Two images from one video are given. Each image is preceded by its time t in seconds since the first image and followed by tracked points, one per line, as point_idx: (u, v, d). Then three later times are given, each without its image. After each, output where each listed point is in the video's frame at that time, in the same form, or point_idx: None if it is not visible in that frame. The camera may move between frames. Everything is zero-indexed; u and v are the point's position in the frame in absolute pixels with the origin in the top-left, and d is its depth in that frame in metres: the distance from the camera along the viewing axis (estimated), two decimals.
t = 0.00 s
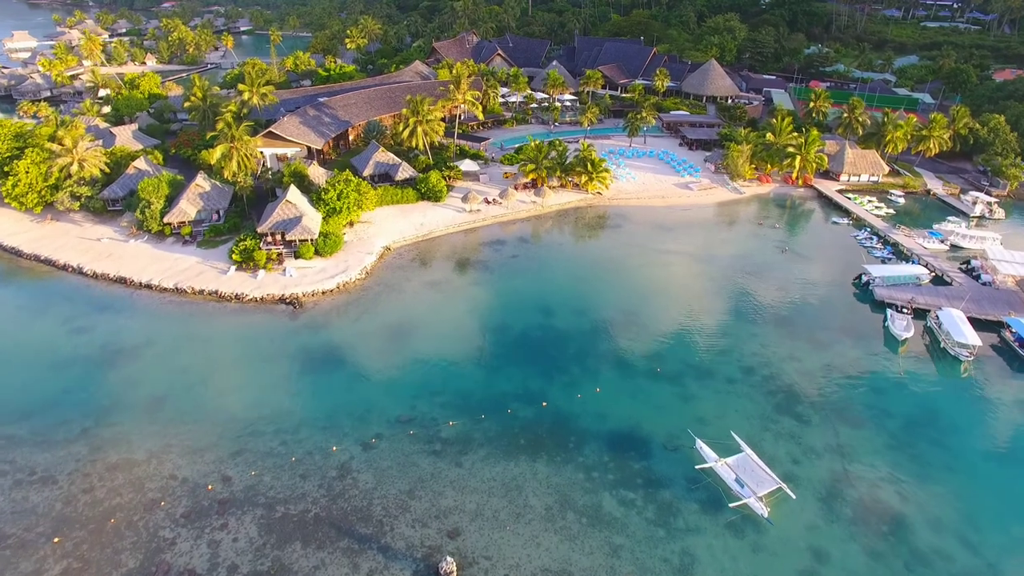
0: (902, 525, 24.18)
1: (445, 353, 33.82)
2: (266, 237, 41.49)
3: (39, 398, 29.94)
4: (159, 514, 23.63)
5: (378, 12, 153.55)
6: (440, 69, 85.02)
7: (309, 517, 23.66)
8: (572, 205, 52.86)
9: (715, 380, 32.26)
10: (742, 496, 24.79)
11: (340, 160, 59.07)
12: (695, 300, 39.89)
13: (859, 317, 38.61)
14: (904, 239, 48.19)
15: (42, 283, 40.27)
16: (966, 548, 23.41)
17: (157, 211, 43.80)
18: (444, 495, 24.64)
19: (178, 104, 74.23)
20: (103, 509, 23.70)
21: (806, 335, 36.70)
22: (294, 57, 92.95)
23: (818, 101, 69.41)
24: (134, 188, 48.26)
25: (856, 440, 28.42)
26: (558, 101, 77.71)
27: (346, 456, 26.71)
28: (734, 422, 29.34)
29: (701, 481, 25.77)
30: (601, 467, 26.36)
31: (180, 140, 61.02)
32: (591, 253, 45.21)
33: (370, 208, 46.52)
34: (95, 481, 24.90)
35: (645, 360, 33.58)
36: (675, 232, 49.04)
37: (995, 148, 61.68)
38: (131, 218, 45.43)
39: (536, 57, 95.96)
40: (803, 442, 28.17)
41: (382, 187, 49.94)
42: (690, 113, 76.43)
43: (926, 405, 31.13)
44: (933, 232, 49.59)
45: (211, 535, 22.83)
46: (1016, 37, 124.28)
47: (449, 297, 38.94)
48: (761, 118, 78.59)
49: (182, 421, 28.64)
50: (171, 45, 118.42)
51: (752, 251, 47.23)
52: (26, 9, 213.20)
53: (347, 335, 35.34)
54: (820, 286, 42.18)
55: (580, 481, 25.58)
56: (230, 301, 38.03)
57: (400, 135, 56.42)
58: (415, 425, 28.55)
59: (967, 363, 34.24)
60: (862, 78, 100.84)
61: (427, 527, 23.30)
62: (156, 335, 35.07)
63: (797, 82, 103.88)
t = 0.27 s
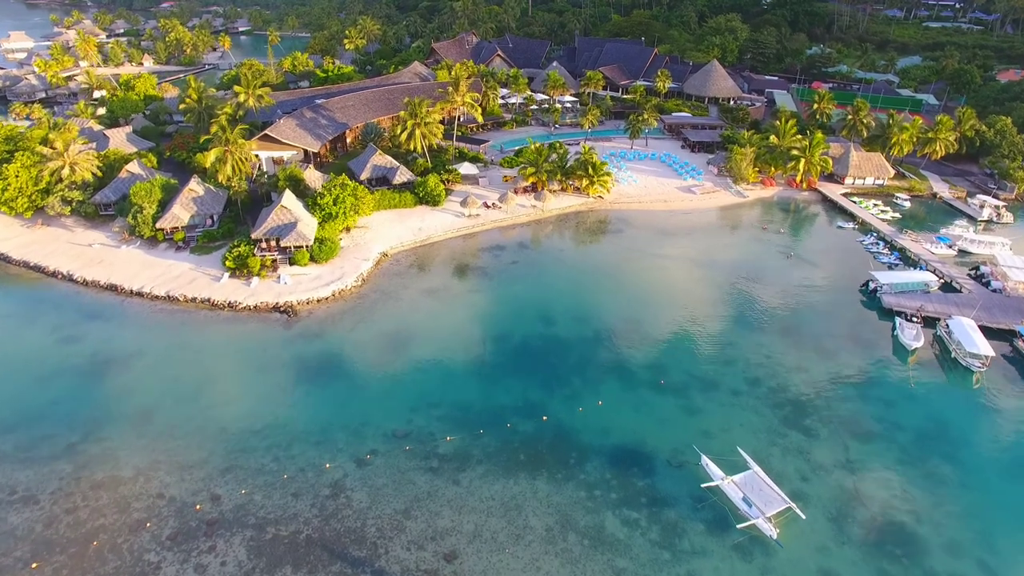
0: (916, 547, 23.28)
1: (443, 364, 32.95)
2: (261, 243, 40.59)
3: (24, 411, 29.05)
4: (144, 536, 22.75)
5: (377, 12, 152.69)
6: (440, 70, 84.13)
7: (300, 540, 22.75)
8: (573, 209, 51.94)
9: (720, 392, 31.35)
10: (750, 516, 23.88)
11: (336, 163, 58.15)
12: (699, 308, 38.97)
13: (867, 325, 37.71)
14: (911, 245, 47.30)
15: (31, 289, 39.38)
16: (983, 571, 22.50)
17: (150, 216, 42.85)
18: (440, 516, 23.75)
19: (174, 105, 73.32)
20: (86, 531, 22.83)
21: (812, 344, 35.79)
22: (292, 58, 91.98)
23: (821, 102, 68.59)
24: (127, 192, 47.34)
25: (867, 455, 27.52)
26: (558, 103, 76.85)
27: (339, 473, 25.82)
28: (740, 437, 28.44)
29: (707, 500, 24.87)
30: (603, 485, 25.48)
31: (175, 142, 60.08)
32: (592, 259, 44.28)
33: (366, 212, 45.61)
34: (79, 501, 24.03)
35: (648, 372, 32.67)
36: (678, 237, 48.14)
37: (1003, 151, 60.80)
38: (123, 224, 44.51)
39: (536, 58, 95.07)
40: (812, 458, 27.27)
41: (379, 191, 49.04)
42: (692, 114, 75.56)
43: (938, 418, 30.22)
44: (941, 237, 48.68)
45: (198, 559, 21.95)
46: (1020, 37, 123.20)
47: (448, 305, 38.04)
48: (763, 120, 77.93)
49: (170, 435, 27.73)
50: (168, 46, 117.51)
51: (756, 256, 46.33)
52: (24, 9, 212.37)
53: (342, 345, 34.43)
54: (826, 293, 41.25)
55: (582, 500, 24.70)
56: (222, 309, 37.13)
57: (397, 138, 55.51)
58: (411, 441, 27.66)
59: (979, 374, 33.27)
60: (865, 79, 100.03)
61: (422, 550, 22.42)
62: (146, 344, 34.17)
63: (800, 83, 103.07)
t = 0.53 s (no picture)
0: None
1: (439, 377, 31.92)
2: (253, 250, 39.50)
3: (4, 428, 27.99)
4: (125, 564, 21.73)
5: (376, 12, 151.54)
6: (438, 71, 83.09)
7: (289, 568, 21.68)
8: (574, 214, 50.84)
9: (726, 407, 30.31)
10: (761, 542, 22.82)
11: (333, 167, 57.10)
12: (702, 317, 37.91)
13: (877, 336, 36.64)
14: (919, 251, 46.27)
15: (17, 298, 38.34)
16: None
17: (140, 223, 41.58)
18: (436, 541, 22.72)
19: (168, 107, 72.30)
20: (65, 560, 21.79)
21: (821, 354, 34.71)
22: (289, 59, 90.86)
23: (825, 104, 67.64)
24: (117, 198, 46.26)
25: (880, 475, 26.46)
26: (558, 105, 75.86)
27: (330, 495, 24.77)
28: (748, 455, 27.40)
29: (715, 524, 23.80)
30: (606, 507, 24.44)
31: (169, 146, 58.99)
32: (593, 266, 43.21)
33: (362, 218, 44.57)
34: (58, 526, 22.99)
35: (651, 385, 31.62)
36: (681, 243, 47.08)
37: (1011, 153, 59.83)
38: (113, 230, 43.43)
39: (536, 59, 94.01)
40: (822, 477, 26.23)
41: (376, 195, 48.00)
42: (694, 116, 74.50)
43: (953, 434, 29.15)
44: (950, 243, 47.62)
45: None
46: None
47: (445, 315, 36.98)
48: (765, 122, 77.50)
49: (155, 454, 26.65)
50: (165, 46, 116.35)
51: (761, 263, 45.28)
52: (21, 9, 211.18)
53: (335, 357, 33.37)
54: (834, 301, 40.18)
55: (583, 524, 23.66)
56: (213, 319, 36.06)
57: (394, 141, 54.42)
58: (406, 459, 26.62)
59: (994, 387, 32.21)
60: (868, 80, 99.06)
61: None
62: (134, 356, 33.11)
63: (802, 84, 102.14)
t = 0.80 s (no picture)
0: None
1: (437, 392, 30.91)
2: (246, 259, 38.45)
3: None
4: None
5: (374, 13, 150.44)
6: (437, 72, 82.07)
7: None
8: (575, 220, 49.79)
9: (733, 424, 29.29)
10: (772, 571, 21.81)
11: (329, 171, 56.03)
12: (707, 327, 36.83)
13: (887, 347, 35.60)
14: (928, 258, 45.23)
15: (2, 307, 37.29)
16: None
17: (130, 229, 40.68)
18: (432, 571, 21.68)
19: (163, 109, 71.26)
20: None
21: (829, 367, 33.66)
22: (286, 60, 89.79)
23: (830, 106, 66.60)
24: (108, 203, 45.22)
25: (895, 497, 25.42)
26: (559, 107, 74.86)
27: (322, 519, 23.75)
28: (756, 475, 26.38)
29: (724, 551, 22.78)
30: (609, 532, 23.44)
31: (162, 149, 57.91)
32: (594, 273, 42.14)
33: (358, 224, 43.50)
34: (37, 554, 21.98)
35: (655, 401, 30.60)
36: (684, 250, 46.05)
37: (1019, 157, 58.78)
38: (103, 237, 42.38)
39: (536, 60, 92.97)
40: (835, 500, 25.19)
41: (372, 201, 46.93)
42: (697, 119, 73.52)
43: (968, 453, 28.12)
44: (960, 250, 46.56)
45: None
46: None
47: (442, 326, 35.95)
48: (768, 124, 76.87)
49: (140, 475, 25.63)
50: (161, 47, 115.25)
51: (766, 270, 44.26)
52: (19, 9, 210.03)
53: (329, 370, 32.33)
54: (842, 311, 39.12)
55: (586, 551, 22.63)
56: (204, 330, 35.02)
57: (392, 145, 53.36)
58: (402, 481, 25.61)
59: (1011, 403, 31.12)
60: (872, 81, 98.05)
61: None
62: (121, 369, 32.08)
63: (805, 85, 101.17)
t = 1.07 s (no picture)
0: None
1: (433, 406, 30.07)
2: (239, 266, 37.54)
3: None
4: None
5: (373, 13, 149.51)
6: (436, 74, 81.23)
7: None
8: (576, 225, 48.87)
9: (739, 439, 28.42)
10: None
11: (325, 175, 55.16)
12: (711, 337, 35.93)
13: (896, 357, 34.71)
14: (936, 264, 44.33)
15: None
16: None
17: (121, 235, 39.77)
18: None
19: (158, 111, 70.37)
20: None
21: (837, 378, 32.77)
22: (284, 61, 88.94)
23: (834, 108, 66.10)
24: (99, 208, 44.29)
25: (907, 517, 24.54)
26: (559, 109, 74.01)
27: (314, 542, 22.91)
28: (763, 494, 25.51)
29: None
30: (612, 555, 22.59)
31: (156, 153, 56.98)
32: (596, 280, 41.23)
33: (354, 230, 42.61)
34: None
35: (659, 415, 29.74)
36: (687, 255, 45.15)
37: None
38: (93, 243, 41.47)
39: (536, 61, 92.12)
40: (845, 520, 24.31)
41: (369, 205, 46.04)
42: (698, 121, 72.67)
43: (983, 470, 27.23)
44: (969, 256, 45.67)
45: None
46: None
47: (439, 336, 35.06)
48: (771, 125, 76.02)
49: (126, 495, 24.78)
50: (158, 48, 114.33)
51: (771, 276, 43.38)
52: (18, 9, 208.76)
53: (324, 383, 31.47)
54: (850, 319, 38.22)
55: None
56: (195, 340, 34.11)
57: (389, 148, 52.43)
58: (397, 501, 24.75)
59: None
60: (874, 82, 97.19)
61: None
62: (109, 382, 31.20)
63: (807, 86, 100.35)
